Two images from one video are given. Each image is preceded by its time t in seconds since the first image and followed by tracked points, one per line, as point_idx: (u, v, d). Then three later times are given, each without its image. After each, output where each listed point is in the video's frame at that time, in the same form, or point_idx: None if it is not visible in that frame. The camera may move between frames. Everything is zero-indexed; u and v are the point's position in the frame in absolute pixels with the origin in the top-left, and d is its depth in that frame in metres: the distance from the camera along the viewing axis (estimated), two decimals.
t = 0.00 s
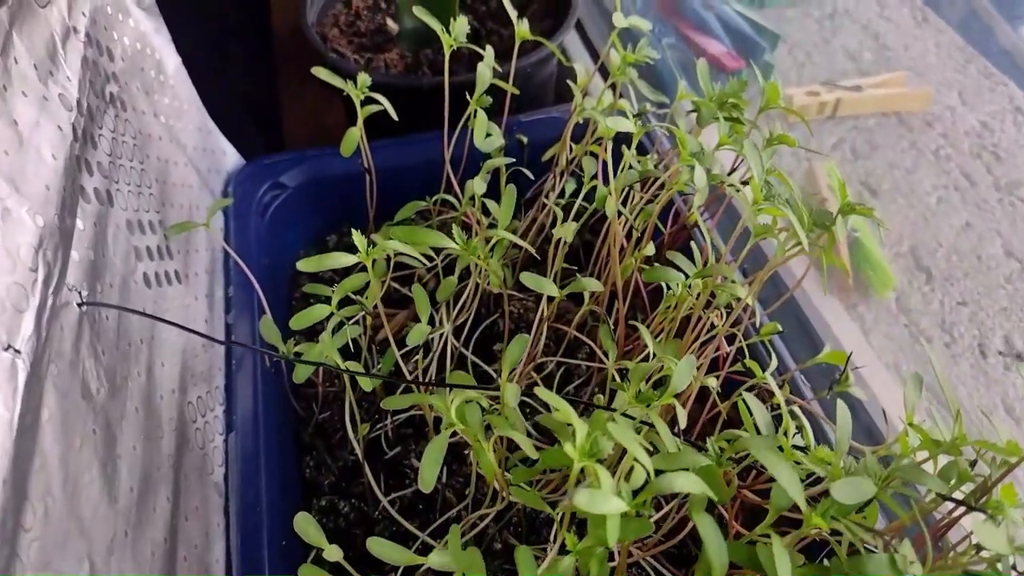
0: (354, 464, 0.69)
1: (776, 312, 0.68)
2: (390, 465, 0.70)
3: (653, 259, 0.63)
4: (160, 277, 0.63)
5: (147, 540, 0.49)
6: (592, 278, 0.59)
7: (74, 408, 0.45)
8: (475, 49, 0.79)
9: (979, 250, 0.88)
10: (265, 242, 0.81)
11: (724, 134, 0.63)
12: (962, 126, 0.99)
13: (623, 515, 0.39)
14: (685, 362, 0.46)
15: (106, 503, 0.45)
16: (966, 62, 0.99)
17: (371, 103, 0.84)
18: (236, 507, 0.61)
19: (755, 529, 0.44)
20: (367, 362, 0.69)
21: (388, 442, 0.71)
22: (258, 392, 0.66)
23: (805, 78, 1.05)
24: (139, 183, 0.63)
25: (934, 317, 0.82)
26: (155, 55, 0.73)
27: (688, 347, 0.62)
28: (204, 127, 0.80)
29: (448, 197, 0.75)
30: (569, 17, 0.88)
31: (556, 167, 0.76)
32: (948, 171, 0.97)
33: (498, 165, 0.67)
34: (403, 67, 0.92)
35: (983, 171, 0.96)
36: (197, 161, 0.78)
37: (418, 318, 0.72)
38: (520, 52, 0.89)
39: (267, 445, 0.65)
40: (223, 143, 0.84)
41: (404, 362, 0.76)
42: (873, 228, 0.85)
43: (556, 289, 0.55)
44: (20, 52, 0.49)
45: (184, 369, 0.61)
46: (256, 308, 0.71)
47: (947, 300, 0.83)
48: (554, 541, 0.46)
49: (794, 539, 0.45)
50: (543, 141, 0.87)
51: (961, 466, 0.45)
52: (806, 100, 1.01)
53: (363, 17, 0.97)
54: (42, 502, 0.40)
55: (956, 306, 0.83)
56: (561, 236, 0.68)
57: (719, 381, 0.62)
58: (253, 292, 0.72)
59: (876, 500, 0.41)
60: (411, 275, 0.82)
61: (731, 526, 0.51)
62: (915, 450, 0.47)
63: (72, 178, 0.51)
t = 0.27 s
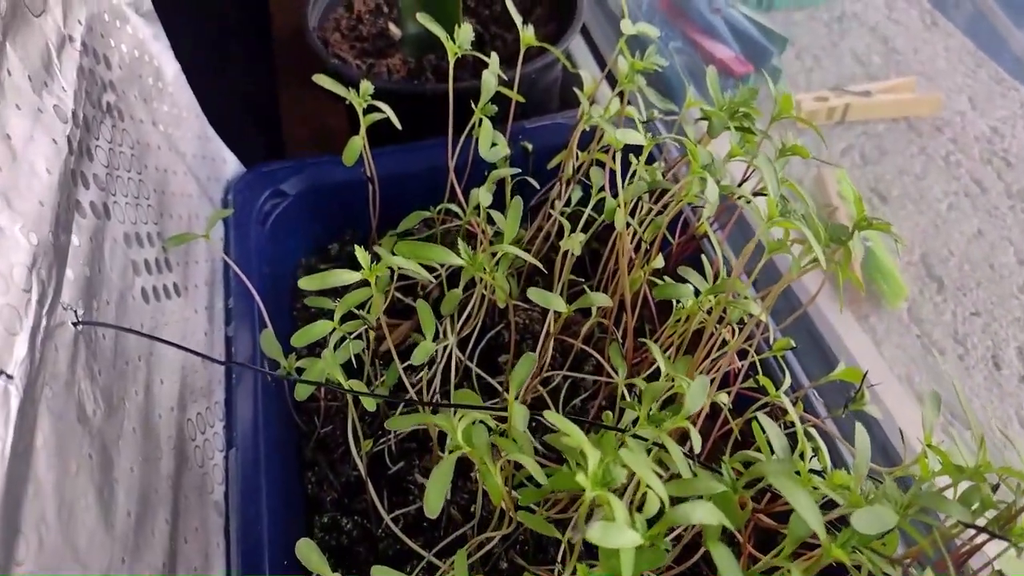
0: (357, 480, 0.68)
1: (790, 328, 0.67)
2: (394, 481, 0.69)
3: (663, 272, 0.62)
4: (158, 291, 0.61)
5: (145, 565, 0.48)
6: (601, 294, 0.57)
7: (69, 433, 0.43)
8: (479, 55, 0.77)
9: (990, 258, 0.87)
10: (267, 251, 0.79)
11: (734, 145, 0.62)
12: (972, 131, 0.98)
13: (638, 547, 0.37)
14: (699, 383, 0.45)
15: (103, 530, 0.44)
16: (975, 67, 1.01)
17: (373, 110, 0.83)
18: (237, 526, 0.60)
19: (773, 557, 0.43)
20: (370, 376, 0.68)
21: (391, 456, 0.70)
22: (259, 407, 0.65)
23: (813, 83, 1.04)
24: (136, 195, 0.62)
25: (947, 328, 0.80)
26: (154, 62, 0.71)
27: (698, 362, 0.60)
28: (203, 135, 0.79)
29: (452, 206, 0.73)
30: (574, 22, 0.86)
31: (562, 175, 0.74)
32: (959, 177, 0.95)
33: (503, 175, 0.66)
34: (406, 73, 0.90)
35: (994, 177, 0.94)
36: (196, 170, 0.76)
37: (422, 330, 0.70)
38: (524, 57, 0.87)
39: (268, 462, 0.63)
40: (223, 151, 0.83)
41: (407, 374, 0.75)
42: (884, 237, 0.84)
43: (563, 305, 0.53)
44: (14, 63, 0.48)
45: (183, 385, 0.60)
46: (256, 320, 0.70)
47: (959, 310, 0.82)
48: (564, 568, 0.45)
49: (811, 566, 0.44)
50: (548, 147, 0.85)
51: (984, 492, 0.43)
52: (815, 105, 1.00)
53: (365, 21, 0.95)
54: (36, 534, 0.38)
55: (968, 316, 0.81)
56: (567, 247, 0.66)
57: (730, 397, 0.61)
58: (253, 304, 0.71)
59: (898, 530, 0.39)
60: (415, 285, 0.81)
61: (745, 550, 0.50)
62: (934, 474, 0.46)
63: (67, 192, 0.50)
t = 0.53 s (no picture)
0: (366, 500, 0.66)
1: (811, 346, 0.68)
2: (404, 499, 0.67)
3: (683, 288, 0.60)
4: (162, 307, 0.59)
5: None
6: (619, 311, 0.55)
7: (69, 463, 0.42)
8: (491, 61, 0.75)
9: (1014, 269, 0.84)
10: (273, 262, 0.78)
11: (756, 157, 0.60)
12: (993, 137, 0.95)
13: None
14: (724, 409, 0.43)
15: (103, 564, 0.42)
16: (995, 70, 0.98)
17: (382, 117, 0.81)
18: (242, 549, 0.58)
19: None
20: (380, 393, 0.66)
21: (401, 474, 0.68)
22: (266, 425, 0.63)
23: (830, 87, 1.02)
24: (140, 208, 0.60)
25: (971, 341, 0.78)
26: (159, 70, 0.70)
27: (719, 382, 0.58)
28: (209, 143, 0.77)
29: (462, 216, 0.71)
30: (587, 27, 0.84)
31: (576, 185, 0.72)
32: (981, 185, 0.92)
33: (516, 186, 0.64)
34: (416, 79, 0.89)
35: (1017, 185, 0.92)
36: (202, 179, 0.75)
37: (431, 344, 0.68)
38: (537, 63, 0.85)
39: (275, 482, 0.61)
40: (229, 158, 0.81)
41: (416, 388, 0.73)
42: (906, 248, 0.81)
43: (582, 325, 0.51)
44: (13, 77, 0.46)
45: (187, 405, 0.58)
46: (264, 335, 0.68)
47: (983, 323, 0.79)
48: None
49: None
50: (561, 156, 0.84)
51: None
52: (832, 110, 0.98)
53: (373, 25, 0.94)
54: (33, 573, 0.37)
55: (993, 329, 0.79)
56: (583, 261, 0.64)
57: (752, 417, 0.59)
58: (260, 317, 0.69)
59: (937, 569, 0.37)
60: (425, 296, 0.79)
61: None
62: (970, 506, 0.44)
63: (69, 210, 0.48)
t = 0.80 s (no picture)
0: (358, 504, 0.65)
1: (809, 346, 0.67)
2: (397, 503, 0.66)
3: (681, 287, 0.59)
4: (148, 310, 0.58)
5: None
6: (615, 313, 0.54)
7: (53, 475, 0.40)
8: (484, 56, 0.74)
9: (1010, 265, 0.84)
10: (263, 262, 0.76)
11: (754, 156, 0.60)
12: (989, 132, 0.94)
13: None
14: (723, 414, 0.43)
15: None
16: (991, 64, 0.98)
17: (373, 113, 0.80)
18: (233, 556, 0.57)
19: None
20: (373, 394, 0.65)
21: (394, 477, 0.67)
22: (256, 430, 0.62)
23: (825, 81, 1.01)
24: (125, 209, 0.59)
25: (968, 338, 0.77)
26: (144, 66, 0.68)
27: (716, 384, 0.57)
28: (196, 141, 0.75)
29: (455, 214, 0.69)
30: (581, 21, 0.83)
31: (571, 183, 0.71)
32: (977, 180, 0.92)
33: (510, 184, 0.63)
34: (407, 74, 0.87)
35: (1013, 180, 0.91)
36: (189, 178, 0.73)
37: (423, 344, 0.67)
38: (530, 57, 0.84)
39: (266, 487, 0.60)
40: (217, 156, 0.79)
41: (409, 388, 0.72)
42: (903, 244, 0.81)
43: (578, 328, 0.49)
44: None
45: (175, 410, 0.57)
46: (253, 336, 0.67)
47: (980, 320, 0.79)
48: None
49: None
50: (555, 152, 0.82)
51: None
52: (827, 104, 0.97)
53: (363, 20, 0.92)
54: None
55: (989, 326, 0.78)
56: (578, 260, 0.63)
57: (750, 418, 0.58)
58: (250, 318, 0.68)
59: None
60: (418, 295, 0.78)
61: None
62: (972, 511, 0.43)
63: (51, 213, 0.47)
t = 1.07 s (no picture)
0: (358, 507, 0.65)
1: (812, 352, 0.68)
2: (399, 508, 0.65)
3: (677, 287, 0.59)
4: (147, 316, 0.58)
5: None
6: (618, 316, 0.54)
7: (55, 486, 0.40)
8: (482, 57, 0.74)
9: (1006, 265, 0.84)
10: (260, 265, 0.75)
11: (756, 158, 0.60)
12: (983, 133, 0.95)
13: None
14: (728, 419, 0.42)
15: None
16: (983, 65, 0.98)
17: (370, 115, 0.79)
18: (234, 564, 0.56)
19: None
20: (374, 396, 0.64)
21: (395, 481, 0.67)
22: (256, 435, 0.62)
23: (821, 82, 1.01)
24: (123, 213, 0.58)
25: (965, 339, 0.78)
26: (140, 68, 0.67)
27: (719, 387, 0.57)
28: (191, 143, 0.75)
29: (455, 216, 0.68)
30: (578, 22, 0.83)
31: (571, 183, 0.71)
32: (972, 181, 0.92)
33: (510, 188, 0.62)
34: (403, 74, 0.87)
35: (1008, 180, 0.92)
36: (186, 181, 0.72)
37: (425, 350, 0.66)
38: (527, 58, 0.84)
39: (267, 495, 0.60)
40: (213, 158, 0.78)
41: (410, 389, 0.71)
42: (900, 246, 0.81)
43: (582, 332, 0.48)
44: None
45: (176, 416, 0.56)
46: (252, 338, 0.67)
47: (977, 320, 0.79)
48: None
49: None
50: (552, 153, 0.82)
51: None
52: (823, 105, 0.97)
53: (359, 19, 0.92)
54: None
55: (986, 327, 0.79)
56: (579, 264, 0.63)
57: (752, 421, 0.58)
58: (250, 322, 0.67)
59: None
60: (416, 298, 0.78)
61: None
62: (979, 514, 0.43)
63: (50, 219, 0.47)
